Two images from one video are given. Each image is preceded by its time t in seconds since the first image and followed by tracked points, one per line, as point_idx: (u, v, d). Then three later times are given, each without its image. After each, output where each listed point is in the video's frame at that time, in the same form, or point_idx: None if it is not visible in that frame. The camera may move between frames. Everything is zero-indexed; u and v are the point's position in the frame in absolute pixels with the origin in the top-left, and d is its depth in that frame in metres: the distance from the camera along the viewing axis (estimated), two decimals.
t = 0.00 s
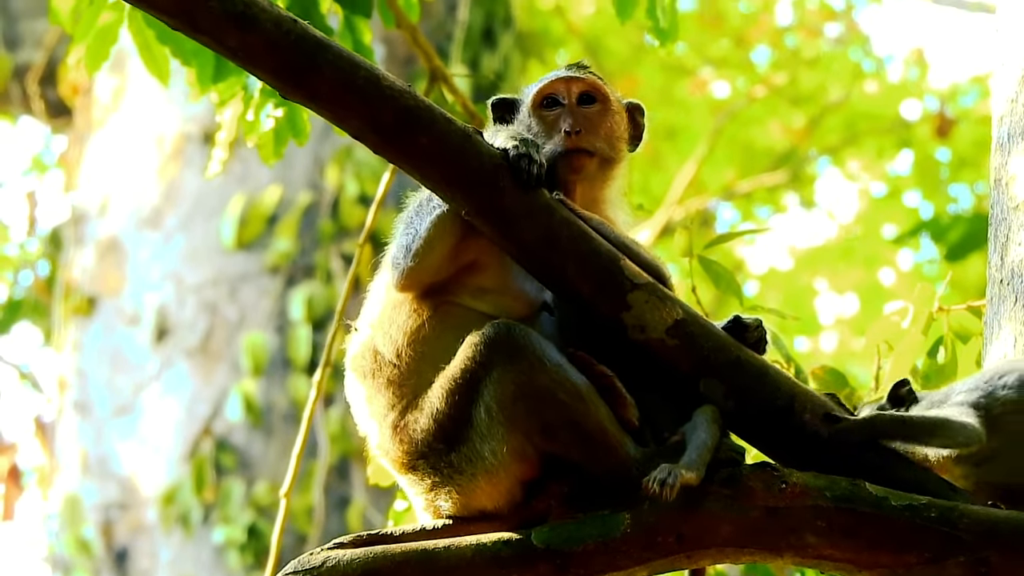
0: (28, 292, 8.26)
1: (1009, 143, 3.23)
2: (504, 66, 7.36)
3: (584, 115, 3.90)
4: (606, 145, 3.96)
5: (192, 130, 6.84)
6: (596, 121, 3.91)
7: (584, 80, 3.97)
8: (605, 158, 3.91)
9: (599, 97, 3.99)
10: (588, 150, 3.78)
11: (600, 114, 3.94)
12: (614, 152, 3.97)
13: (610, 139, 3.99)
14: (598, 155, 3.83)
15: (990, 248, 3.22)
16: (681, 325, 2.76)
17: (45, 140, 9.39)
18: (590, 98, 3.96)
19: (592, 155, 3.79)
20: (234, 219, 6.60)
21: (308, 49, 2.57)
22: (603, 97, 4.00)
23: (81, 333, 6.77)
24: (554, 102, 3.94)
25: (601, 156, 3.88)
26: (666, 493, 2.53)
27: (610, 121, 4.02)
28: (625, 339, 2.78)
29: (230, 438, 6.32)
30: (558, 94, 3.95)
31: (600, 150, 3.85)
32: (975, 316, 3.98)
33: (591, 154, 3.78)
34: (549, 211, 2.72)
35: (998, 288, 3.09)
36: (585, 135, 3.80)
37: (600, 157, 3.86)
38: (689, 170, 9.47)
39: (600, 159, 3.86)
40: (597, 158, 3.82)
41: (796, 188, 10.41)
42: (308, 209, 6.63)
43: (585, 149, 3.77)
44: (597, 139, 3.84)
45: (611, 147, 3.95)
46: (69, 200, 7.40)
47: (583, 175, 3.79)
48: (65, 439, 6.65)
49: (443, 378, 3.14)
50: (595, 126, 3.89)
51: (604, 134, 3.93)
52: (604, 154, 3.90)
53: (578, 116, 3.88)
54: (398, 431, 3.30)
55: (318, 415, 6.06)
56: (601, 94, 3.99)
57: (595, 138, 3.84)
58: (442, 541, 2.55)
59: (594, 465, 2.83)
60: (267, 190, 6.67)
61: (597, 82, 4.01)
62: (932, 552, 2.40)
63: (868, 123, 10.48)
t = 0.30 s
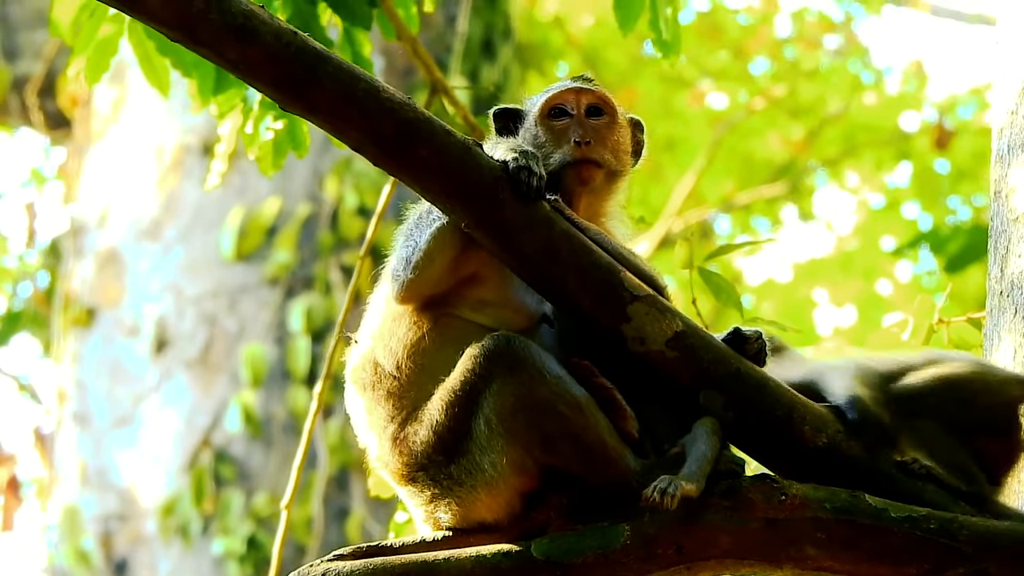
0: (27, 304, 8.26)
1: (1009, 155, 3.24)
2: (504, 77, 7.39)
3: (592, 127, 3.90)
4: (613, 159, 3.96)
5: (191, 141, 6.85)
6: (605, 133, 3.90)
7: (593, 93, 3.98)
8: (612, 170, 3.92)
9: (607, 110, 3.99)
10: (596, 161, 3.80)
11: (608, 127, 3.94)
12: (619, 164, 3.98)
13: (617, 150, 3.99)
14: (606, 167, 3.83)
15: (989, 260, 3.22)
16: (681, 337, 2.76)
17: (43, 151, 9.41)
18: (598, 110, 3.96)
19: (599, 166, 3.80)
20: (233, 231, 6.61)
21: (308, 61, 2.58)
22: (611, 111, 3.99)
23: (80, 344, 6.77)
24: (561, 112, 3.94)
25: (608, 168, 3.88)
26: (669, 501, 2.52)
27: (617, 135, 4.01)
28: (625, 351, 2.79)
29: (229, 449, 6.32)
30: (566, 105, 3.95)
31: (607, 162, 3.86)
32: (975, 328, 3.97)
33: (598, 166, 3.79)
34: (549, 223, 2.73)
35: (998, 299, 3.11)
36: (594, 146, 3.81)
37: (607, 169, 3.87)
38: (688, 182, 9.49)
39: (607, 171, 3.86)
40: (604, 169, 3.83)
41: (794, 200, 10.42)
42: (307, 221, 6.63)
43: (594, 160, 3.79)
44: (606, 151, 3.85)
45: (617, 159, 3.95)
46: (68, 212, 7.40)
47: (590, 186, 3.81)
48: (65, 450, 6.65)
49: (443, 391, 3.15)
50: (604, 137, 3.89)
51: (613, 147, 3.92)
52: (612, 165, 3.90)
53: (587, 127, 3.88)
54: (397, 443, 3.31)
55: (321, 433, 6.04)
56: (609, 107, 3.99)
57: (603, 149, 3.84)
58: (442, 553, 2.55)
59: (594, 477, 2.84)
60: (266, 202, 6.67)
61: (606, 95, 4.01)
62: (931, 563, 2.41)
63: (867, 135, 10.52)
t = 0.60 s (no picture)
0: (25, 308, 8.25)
1: (1008, 158, 3.23)
2: (503, 81, 7.40)
3: (590, 130, 3.89)
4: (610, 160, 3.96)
5: (190, 145, 6.86)
6: (603, 135, 3.89)
7: (591, 96, 3.97)
8: (609, 172, 3.93)
9: (604, 113, 3.97)
10: (593, 165, 3.81)
11: (606, 129, 3.92)
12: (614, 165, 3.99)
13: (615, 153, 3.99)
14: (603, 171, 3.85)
15: (988, 263, 3.21)
16: (680, 340, 2.77)
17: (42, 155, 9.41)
18: (596, 113, 3.96)
19: (596, 170, 3.82)
20: (232, 233, 6.54)
21: (307, 65, 2.58)
22: (609, 114, 3.97)
23: (79, 347, 6.78)
24: (559, 115, 3.93)
25: (606, 171, 3.90)
26: (669, 505, 2.53)
27: (614, 137, 3.99)
28: (624, 354, 2.80)
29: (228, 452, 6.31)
30: (563, 108, 3.94)
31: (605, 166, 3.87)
32: (975, 331, 3.86)
33: (595, 169, 3.81)
34: (548, 226, 2.73)
35: (997, 303, 3.08)
36: (591, 149, 3.82)
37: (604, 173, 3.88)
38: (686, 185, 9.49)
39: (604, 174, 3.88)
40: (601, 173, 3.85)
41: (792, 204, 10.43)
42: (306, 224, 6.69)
43: (591, 162, 3.81)
44: (604, 154, 3.86)
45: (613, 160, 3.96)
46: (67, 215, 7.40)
47: (588, 188, 3.83)
48: (65, 453, 6.65)
49: (442, 394, 3.15)
50: (603, 140, 3.89)
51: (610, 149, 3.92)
52: (609, 168, 3.92)
53: (586, 129, 3.88)
54: (397, 446, 3.30)
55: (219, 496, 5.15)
56: (607, 110, 3.98)
57: (601, 152, 3.85)
58: (441, 557, 2.55)
59: (593, 480, 2.85)
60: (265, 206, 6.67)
61: (603, 97, 4.00)
62: (930, 566, 2.41)
63: (865, 138, 10.54)
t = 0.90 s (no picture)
0: (24, 301, 8.23)
1: (1007, 151, 3.22)
2: (502, 74, 7.38)
3: (580, 121, 3.88)
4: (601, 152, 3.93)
5: (189, 138, 6.84)
6: (593, 127, 3.89)
7: (581, 88, 3.98)
8: (601, 164, 3.91)
9: (596, 106, 3.98)
10: (586, 154, 3.77)
11: (596, 121, 3.92)
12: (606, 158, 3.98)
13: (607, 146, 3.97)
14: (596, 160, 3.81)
15: (987, 257, 3.21)
16: (678, 334, 2.76)
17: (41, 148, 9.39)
18: (587, 105, 3.96)
19: (588, 160, 3.78)
20: (230, 227, 6.61)
21: (305, 59, 2.58)
22: (600, 106, 3.99)
23: (78, 341, 6.74)
24: (550, 109, 3.94)
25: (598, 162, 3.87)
26: (668, 500, 2.50)
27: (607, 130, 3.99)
28: (623, 348, 2.80)
29: (228, 446, 6.33)
30: (554, 101, 3.95)
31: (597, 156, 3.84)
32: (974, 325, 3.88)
33: (586, 159, 3.77)
34: (546, 220, 2.73)
35: (996, 296, 3.07)
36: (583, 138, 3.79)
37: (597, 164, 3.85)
38: (685, 177, 9.48)
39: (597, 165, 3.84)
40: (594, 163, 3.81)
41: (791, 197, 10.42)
42: (304, 217, 6.65)
43: (582, 153, 3.77)
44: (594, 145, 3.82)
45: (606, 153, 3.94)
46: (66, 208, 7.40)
47: (581, 179, 3.78)
48: (64, 447, 6.64)
49: (441, 388, 3.15)
50: (594, 131, 3.87)
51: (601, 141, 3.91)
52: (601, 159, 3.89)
53: (577, 121, 3.87)
54: (395, 440, 3.30)
55: None
56: (598, 103, 3.98)
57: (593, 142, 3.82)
58: (440, 550, 2.56)
59: (591, 474, 2.85)
60: (264, 199, 6.67)
61: (595, 91, 4.01)
62: (929, 560, 2.41)
63: (864, 131, 10.52)
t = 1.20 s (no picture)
0: (24, 289, 8.23)
1: (1007, 140, 3.21)
2: (501, 62, 7.36)
3: (554, 99, 3.94)
4: (581, 125, 3.97)
5: (188, 126, 6.83)
6: (567, 103, 3.95)
7: (555, 67, 4.03)
8: (582, 138, 3.95)
9: (571, 82, 4.04)
10: (561, 130, 3.85)
11: (572, 98, 3.99)
12: (592, 133, 4.00)
13: (587, 120, 4.01)
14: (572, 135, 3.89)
15: (987, 246, 3.20)
16: (678, 323, 2.76)
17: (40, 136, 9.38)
18: (563, 83, 4.02)
19: (564, 135, 3.85)
20: (230, 215, 6.61)
21: (305, 47, 2.57)
22: (576, 82, 4.05)
23: (78, 328, 6.72)
24: (527, 93, 3.99)
25: (576, 136, 3.92)
26: (669, 487, 2.51)
27: (586, 104, 4.03)
28: (624, 337, 2.79)
29: (227, 434, 6.33)
30: (530, 85, 4.00)
31: (574, 131, 3.91)
32: (973, 313, 3.89)
33: (559, 133, 3.83)
34: (546, 209, 2.72)
35: (996, 285, 3.06)
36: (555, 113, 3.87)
37: (574, 138, 3.91)
38: (684, 166, 9.47)
39: (574, 140, 3.91)
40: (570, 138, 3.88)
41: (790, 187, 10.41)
42: (304, 205, 6.63)
43: (554, 128, 3.83)
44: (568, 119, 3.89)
45: (588, 128, 3.99)
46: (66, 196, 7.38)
47: (558, 154, 3.83)
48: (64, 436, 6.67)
49: (441, 376, 3.14)
50: (569, 106, 3.94)
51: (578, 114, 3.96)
52: (581, 134, 3.94)
53: (552, 98, 3.93)
54: (395, 429, 3.29)
55: None
56: (573, 79, 4.04)
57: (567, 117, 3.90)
58: (439, 539, 2.56)
59: (591, 462, 2.86)
60: (264, 187, 6.66)
61: (569, 68, 4.06)
62: (928, 550, 2.41)
63: (864, 120, 10.51)
